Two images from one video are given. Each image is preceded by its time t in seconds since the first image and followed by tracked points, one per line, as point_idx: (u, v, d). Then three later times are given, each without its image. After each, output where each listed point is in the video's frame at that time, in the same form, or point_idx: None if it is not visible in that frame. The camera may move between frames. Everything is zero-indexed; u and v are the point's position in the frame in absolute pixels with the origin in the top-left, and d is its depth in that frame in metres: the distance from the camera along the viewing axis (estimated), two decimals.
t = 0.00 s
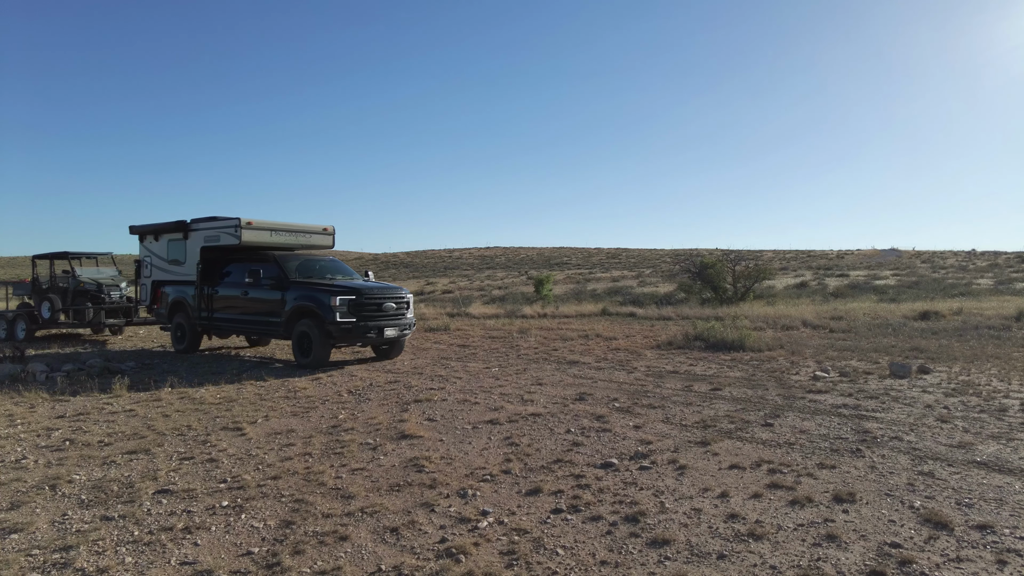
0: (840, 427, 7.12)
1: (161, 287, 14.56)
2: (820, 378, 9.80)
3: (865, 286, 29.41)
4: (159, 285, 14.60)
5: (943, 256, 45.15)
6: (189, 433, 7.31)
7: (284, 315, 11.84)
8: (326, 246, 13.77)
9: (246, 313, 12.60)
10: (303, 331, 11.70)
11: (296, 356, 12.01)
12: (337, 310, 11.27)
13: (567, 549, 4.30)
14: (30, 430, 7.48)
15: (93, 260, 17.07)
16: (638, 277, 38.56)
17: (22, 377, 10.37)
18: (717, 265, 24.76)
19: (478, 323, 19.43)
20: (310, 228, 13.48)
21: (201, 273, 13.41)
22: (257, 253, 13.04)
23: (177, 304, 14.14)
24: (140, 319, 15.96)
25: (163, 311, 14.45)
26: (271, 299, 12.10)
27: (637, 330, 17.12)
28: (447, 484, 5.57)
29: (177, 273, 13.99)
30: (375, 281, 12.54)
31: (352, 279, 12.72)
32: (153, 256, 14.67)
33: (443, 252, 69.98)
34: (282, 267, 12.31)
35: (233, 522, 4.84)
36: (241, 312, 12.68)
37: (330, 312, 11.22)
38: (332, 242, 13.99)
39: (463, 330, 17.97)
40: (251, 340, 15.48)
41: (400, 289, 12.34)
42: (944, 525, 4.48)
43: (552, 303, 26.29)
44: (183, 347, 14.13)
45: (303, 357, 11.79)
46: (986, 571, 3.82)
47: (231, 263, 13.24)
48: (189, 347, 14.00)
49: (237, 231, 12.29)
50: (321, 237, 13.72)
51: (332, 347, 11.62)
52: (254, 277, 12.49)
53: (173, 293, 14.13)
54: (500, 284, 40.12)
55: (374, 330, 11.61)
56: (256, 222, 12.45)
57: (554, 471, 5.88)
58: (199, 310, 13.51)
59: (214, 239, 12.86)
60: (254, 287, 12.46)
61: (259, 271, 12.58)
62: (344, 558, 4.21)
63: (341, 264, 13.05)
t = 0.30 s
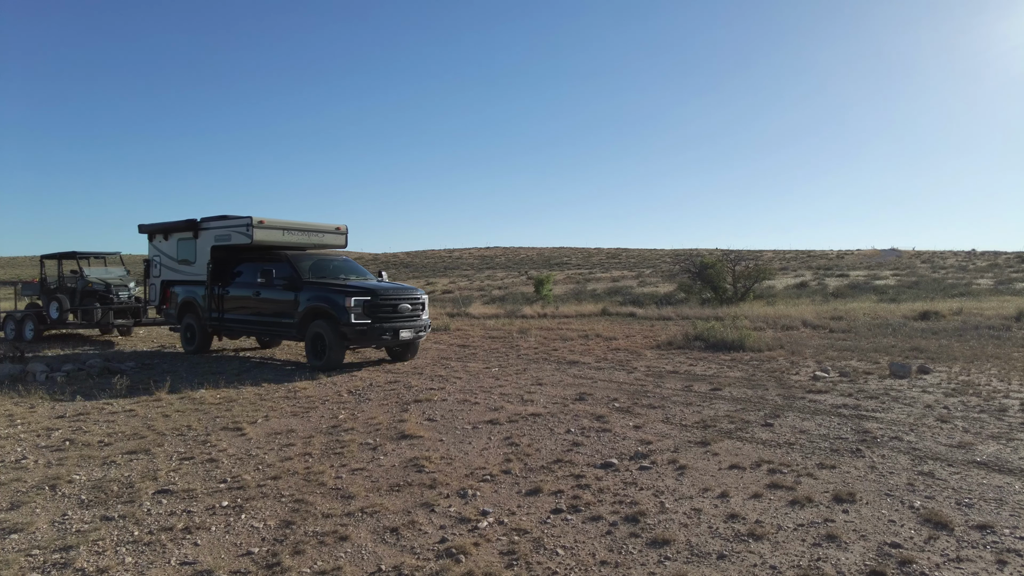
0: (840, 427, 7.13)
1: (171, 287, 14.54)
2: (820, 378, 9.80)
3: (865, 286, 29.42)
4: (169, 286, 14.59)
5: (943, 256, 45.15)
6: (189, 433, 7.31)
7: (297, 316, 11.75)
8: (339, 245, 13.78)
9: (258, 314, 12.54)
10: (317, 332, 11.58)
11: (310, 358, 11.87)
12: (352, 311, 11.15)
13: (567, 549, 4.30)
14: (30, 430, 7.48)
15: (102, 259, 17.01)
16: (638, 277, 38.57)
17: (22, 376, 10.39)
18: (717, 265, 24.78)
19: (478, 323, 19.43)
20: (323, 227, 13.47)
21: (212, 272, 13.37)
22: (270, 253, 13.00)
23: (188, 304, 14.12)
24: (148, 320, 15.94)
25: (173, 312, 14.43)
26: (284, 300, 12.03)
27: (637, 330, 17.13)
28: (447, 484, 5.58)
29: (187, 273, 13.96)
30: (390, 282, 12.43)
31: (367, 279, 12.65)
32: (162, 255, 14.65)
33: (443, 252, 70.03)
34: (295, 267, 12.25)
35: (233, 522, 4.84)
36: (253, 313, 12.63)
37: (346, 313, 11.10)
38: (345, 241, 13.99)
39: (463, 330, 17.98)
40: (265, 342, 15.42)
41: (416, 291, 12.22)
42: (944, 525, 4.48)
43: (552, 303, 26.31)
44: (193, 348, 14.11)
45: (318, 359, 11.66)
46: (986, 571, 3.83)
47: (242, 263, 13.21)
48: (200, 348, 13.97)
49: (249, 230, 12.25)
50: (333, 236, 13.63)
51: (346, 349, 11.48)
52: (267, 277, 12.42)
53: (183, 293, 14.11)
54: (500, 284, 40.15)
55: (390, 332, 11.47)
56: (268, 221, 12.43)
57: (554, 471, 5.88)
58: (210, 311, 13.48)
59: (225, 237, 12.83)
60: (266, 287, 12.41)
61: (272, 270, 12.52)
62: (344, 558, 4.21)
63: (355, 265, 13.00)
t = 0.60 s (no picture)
0: (840, 427, 7.13)
1: (181, 287, 14.53)
2: (820, 378, 9.81)
3: (864, 286, 29.41)
4: (179, 286, 14.58)
5: (942, 256, 45.16)
6: (189, 433, 7.31)
7: (311, 316, 11.69)
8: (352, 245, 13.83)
9: (270, 314, 12.49)
10: (331, 333, 11.49)
11: (324, 359, 11.77)
12: (366, 312, 11.05)
13: (567, 549, 4.30)
14: (30, 430, 7.48)
15: (111, 259, 16.97)
16: (637, 277, 38.56)
17: (22, 376, 10.39)
18: (717, 266, 24.79)
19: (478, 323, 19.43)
20: (337, 225, 13.51)
21: (223, 272, 13.36)
22: (282, 252, 12.95)
23: (198, 305, 14.11)
24: (157, 321, 15.93)
25: (183, 312, 14.42)
26: (296, 300, 11.98)
27: (637, 330, 17.13)
28: (447, 484, 5.58)
29: (197, 273, 13.95)
30: (405, 282, 12.33)
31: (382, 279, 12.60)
32: (172, 254, 14.64)
33: (443, 252, 70.04)
34: (307, 266, 12.21)
35: (233, 522, 4.84)
36: (265, 313, 12.59)
37: (360, 314, 11.00)
38: (358, 241, 14.01)
39: (463, 330, 17.98)
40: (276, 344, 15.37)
41: (431, 291, 12.10)
42: (944, 526, 4.47)
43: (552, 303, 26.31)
44: (203, 349, 14.08)
45: (331, 361, 11.57)
46: (986, 572, 3.82)
47: (253, 262, 13.19)
48: (211, 350, 13.94)
49: (261, 228, 12.25)
50: (347, 236, 13.74)
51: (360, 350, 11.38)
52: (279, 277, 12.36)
53: (194, 293, 14.10)
54: (500, 284, 40.15)
55: (405, 332, 11.35)
56: (281, 220, 12.44)
57: (554, 471, 5.88)
58: (221, 311, 13.46)
59: (236, 236, 12.81)
60: (278, 287, 12.35)
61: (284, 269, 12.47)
62: (344, 558, 4.21)
63: (369, 264, 12.97)
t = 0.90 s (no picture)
0: (840, 427, 7.13)
1: (191, 287, 14.52)
2: (820, 378, 9.81)
3: (864, 286, 29.41)
4: (188, 286, 14.57)
5: (942, 256, 45.15)
6: (189, 433, 7.32)
7: (325, 317, 11.67)
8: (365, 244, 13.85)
9: (281, 315, 12.47)
10: (345, 334, 11.47)
11: (338, 361, 11.73)
12: (381, 312, 11.02)
13: (567, 549, 4.30)
14: (30, 430, 7.48)
15: (120, 258, 16.99)
16: (637, 278, 38.55)
17: (22, 376, 10.40)
18: (717, 266, 24.79)
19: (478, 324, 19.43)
20: (350, 224, 13.54)
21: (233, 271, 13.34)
22: (293, 251, 12.96)
23: (208, 305, 14.09)
24: (165, 321, 15.92)
25: (192, 313, 14.41)
26: (309, 300, 11.97)
27: (637, 330, 17.13)
28: (447, 484, 5.58)
29: (207, 272, 13.94)
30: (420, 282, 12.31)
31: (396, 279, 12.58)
32: (181, 254, 14.64)
33: (443, 252, 70.05)
34: (320, 265, 12.19)
35: (233, 522, 4.85)
36: (276, 313, 12.57)
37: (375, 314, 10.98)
38: (371, 240, 14.01)
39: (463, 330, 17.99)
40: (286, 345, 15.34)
41: (447, 291, 12.08)
42: (944, 525, 4.47)
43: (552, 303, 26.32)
44: (212, 351, 14.05)
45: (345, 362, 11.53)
46: (986, 571, 3.82)
47: (264, 262, 13.18)
48: (220, 351, 13.91)
49: (272, 227, 12.23)
50: (359, 235, 13.82)
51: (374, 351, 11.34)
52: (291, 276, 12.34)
53: (203, 293, 14.09)
54: (500, 284, 40.14)
55: (420, 333, 11.32)
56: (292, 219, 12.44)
57: (554, 471, 5.88)
58: (231, 312, 13.44)
59: (247, 235, 12.80)
60: (290, 287, 12.34)
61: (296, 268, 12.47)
62: (344, 558, 4.21)
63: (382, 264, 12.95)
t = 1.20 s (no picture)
0: (840, 427, 7.13)
1: (200, 287, 14.52)
2: (820, 378, 9.81)
3: (864, 286, 29.41)
4: (197, 286, 14.57)
5: (942, 256, 45.15)
6: (189, 433, 7.32)
7: (339, 318, 11.66)
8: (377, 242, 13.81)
9: (294, 315, 12.46)
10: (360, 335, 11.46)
11: (353, 362, 11.71)
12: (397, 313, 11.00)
13: (567, 549, 4.30)
14: (30, 430, 7.48)
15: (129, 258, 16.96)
16: (637, 278, 38.55)
17: (22, 376, 10.40)
18: (717, 266, 24.78)
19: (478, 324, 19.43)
20: (361, 222, 13.51)
21: (243, 272, 13.34)
22: (304, 250, 12.95)
23: (218, 306, 14.09)
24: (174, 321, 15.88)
25: (202, 314, 14.40)
26: (322, 300, 11.96)
27: (637, 330, 17.14)
28: (447, 484, 5.58)
29: (217, 272, 13.93)
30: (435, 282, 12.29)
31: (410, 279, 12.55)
32: (190, 254, 14.64)
33: (443, 252, 70.06)
34: (332, 264, 12.16)
35: (233, 522, 4.84)
36: (288, 314, 12.57)
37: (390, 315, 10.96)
38: (383, 237, 13.97)
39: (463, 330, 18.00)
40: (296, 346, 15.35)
41: (462, 292, 12.06)
42: (944, 525, 4.48)
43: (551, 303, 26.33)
44: (222, 352, 14.05)
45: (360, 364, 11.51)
46: (986, 571, 3.82)
47: (274, 262, 13.17)
48: (231, 352, 13.92)
49: (282, 227, 12.25)
50: (371, 233, 13.79)
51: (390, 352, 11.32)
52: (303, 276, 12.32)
53: (213, 294, 14.08)
54: (500, 283, 40.14)
55: (436, 333, 11.30)
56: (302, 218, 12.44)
57: (554, 471, 5.88)
58: (242, 312, 13.44)
59: (257, 234, 12.80)
60: (302, 287, 12.33)
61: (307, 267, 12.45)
62: (344, 559, 4.20)
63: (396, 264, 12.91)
